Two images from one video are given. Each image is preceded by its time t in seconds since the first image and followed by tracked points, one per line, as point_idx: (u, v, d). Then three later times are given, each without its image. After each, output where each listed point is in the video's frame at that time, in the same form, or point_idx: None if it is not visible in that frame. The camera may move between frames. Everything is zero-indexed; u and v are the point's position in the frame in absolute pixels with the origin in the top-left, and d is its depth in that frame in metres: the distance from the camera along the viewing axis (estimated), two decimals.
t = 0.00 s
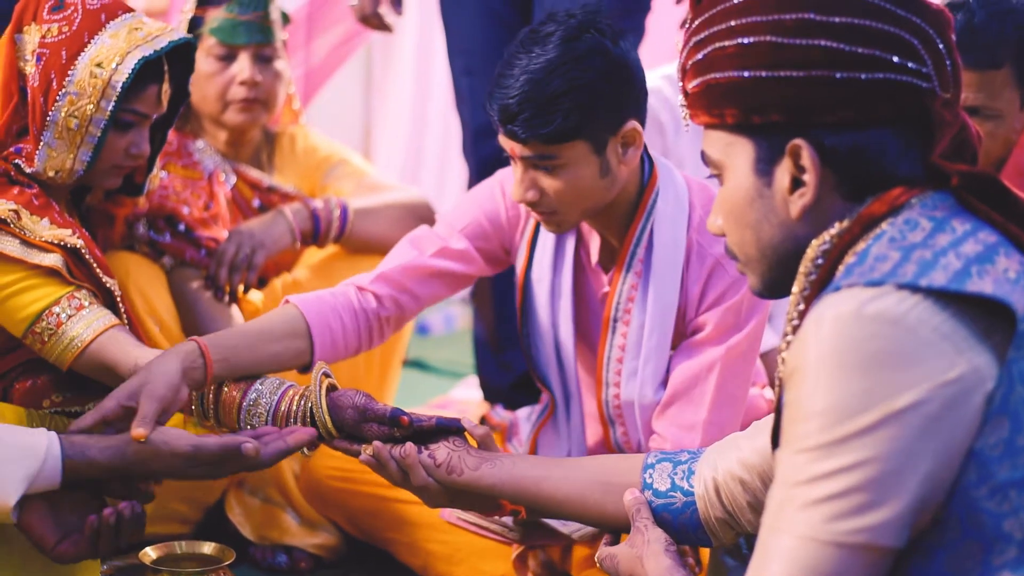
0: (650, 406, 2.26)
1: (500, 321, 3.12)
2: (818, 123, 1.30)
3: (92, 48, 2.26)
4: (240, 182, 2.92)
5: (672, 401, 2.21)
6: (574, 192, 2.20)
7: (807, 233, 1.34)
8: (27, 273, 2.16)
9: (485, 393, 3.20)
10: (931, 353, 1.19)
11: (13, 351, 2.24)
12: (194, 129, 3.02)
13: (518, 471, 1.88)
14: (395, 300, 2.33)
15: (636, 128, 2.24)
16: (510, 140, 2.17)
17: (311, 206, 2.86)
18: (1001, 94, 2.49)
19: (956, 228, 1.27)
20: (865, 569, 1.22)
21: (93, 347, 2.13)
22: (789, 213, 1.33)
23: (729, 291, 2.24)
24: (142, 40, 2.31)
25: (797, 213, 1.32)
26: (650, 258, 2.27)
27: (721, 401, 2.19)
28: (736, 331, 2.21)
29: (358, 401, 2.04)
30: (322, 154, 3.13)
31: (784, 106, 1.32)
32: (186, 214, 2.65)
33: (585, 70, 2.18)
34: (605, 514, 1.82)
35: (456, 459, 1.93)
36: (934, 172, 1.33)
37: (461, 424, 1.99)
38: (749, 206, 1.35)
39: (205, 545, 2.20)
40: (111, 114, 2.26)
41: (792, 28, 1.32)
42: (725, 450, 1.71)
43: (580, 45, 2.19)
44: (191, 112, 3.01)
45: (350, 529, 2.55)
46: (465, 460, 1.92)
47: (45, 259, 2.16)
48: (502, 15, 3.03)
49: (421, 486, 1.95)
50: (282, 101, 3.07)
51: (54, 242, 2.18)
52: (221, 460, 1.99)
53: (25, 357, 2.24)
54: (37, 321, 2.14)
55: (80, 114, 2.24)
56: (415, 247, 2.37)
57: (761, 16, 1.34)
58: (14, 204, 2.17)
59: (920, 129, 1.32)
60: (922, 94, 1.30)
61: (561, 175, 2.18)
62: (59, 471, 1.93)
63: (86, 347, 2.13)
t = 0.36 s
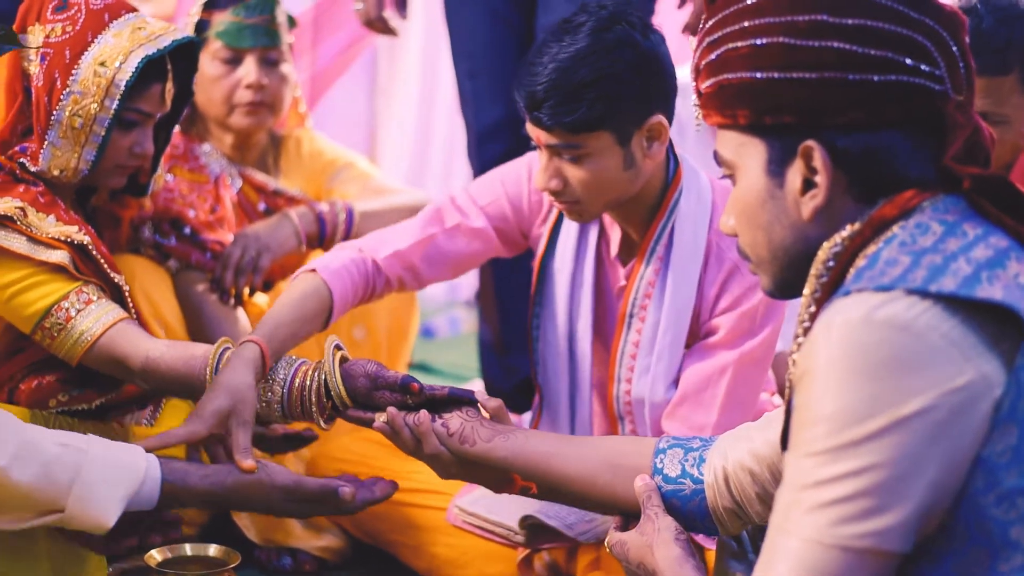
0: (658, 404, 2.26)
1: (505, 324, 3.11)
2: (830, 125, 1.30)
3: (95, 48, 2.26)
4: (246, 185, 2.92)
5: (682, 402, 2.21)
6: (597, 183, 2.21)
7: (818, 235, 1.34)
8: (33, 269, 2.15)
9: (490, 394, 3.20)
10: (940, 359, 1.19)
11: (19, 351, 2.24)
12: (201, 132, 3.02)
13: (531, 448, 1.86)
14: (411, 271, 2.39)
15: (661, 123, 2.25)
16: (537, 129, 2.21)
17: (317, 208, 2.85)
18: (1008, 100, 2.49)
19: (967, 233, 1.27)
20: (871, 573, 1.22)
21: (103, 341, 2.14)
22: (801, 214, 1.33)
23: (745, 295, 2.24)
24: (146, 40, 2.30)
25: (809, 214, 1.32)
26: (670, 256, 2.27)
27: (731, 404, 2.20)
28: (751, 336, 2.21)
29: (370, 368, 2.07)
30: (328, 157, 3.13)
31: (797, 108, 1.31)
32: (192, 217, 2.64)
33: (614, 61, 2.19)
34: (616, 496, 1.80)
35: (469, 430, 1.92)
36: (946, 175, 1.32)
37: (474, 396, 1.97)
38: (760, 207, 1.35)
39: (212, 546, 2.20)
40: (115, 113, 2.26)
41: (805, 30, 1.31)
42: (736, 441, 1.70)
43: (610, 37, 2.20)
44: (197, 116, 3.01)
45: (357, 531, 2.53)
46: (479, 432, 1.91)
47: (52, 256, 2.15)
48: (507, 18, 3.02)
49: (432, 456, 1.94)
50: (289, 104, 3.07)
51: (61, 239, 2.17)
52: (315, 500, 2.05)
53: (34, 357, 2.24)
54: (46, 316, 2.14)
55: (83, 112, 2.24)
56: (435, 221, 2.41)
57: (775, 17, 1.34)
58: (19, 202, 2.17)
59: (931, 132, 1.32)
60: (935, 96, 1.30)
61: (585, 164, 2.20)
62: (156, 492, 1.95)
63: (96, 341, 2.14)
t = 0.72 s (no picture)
0: (671, 394, 2.26)
1: (515, 327, 3.09)
2: (845, 126, 1.28)
3: (106, 47, 2.25)
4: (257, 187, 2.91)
5: (693, 393, 2.20)
6: (604, 164, 2.22)
7: (832, 236, 1.33)
8: (44, 268, 2.13)
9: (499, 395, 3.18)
10: (956, 365, 1.17)
11: (30, 351, 2.24)
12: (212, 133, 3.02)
13: (539, 448, 1.85)
14: (432, 260, 2.42)
15: (668, 109, 2.24)
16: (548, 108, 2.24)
17: (328, 211, 2.85)
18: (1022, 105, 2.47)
19: (982, 237, 1.25)
20: None
21: (112, 338, 2.13)
22: (815, 216, 1.32)
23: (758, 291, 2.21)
24: (156, 39, 2.30)
25: (823, 215, 1.31)
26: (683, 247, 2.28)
27: (739, 402, 2.19)
28: (762, 332, 2.19)
29: (378, 367, 2.08)
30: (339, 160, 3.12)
31: (812, 109, 1.30)
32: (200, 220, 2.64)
33: (621, 43, 2.19)
34: (623, 495, 1.78)
35: (477, 431, 1.91)
36: (962, 178, 1.30)
37: (482, 396, 1.97)
38: (774, 208, 1.34)
39: (221, 548, 2.19)
40: (125, 113, 2.25)
41: (822, 30, 1.30)
42: (747, 441, 1.68)
43: (619, 20, 2.20)
44: (208, 117, 3.00)
45: (367, 533, 2.52)
46: (487, 433, 1.90)
47: (62, 254, 2.13)
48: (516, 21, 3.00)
49: (441, 457, 1.94)
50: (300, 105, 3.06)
51: (71, 237, 2.16)
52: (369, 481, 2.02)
53: (45, 356, 2.23)
54: (55, 314, 2.13)
55: (94, 112, 2.22)
56: (457, 212, 2.43)
57: (792, 17, 1.32)
58: (30, 202, 2.15)
59: (947, 134, 1.30)
60: (951, 99, 1.28)
61: (593, 145, 2.21)
62: (215, 487, 1.88)
63: (105, 339, 2.13)
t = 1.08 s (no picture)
0: (682, 387, 2.25)
1: (529, 333, 3.08)
2: (859, 132, 1.28)
3: (123, 51, 2.26)
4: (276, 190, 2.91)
5: (703, 388, 2.19)
6: (611, 155, 2.22)
7: (848, 241, 1.32)
8: (59, 272, 2.12)
9: (513, 398, 3.18)
10: (973, 373, 1.17)
11: (42, 352, 2.22)
12: (229, 136, 3.02)
13: (552, 456, 1.85)
14: (474, 285, 2.58)
15: (671, 101, 2.24)
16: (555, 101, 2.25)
17: (347, 215, 2.79)
18: None
19: (999, 242, 1.24)
20: None
21: (126, 343, 2.13)
22: (830, 221, 1.32)
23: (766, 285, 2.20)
24: (174, 43, 2.30)
25: (838, 221, 1.31)
26: (692, 241, 2.28)
27: (750, 396, 2.17)
28: (771, 327, 2.18)
29: (389, 379, 2.04)
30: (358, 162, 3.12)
31: (826, 115, 1.30)
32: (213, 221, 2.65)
33: (624, 38, 2.20)
34: (637, 503, 1.78)
35: (491, 441, 1.91)
36: (977, 184, 1.29)
37: (494, 406, 1.96)
38: (789, 213, 1.33)
39: (236, 550, 2.20)
40: (142, 117, 2.25)
41: (837, 35, 1.30)
42: (760, 446, 1.67)
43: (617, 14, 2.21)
44: (226, 120, 3.00)
45: (379, 532, 2.53)
46: (501, 443, 1.90)
47: (76, 259, 2.13)
48: (534, 25, 2.99)
49: (455, 468, 1.94)
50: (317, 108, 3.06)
51: (85, 242, 2.15)
52: (389, 476, 1.98)
53: (58, 359, 2.23)
54: (69, 319, 2.13)
55: (111, 116, 2.23)
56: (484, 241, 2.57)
57: (807, 22, 1.32)
58: (45, 205, 2.15)
59: (963, 139, 1.29)
60: (967, 104, 1.27)
61: (597, 138, 2.22)
62: (241, 473, 1.87)
63: (120, 344, 2.13)
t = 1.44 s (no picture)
0: (694, 381, 2.25)
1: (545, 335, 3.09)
2: (877, 137, 1.28)
3: (143, 53, 2.26)
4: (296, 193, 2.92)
5: (714, 386, 2.19)
6: (630, 152, 2.21)
7: (865, 246, 1.32)
8: (75, 274, 2.12)
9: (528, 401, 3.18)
10: (990, 377, 1.17)
11: (58, 352, 2.23)
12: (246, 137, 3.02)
13: (565, 458, 1.85)
14: (464, 259, 2.53)
15: (689, 91, 2.25)
16: (572, 101, 2.24)
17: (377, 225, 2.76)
18: None
19: (1017, 247, 1.24)
20: None
21: (142, 346, 2.14)
22: (848, 225, 1.32)
23: (775, 281, 2.20)
24: (194, 46, 2.31)
25: (856, 225, 1.31)
26: (702, 237, 2.28)
27: (762, 393, 2.16)
28: (781, 322, 2.17)
29: (403, 384, 2.03)
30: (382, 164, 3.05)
31: (845, 120, 1.30)
32: (245, 232, 2.60)
33: (637, 30, 2.23)
34: (651, 505, 1.78)
35: (507, 443, 1.91)
36: (996, 190, 1.29)
37: (509, 408, 1.97)
38: (806, 217, 1.33)
39: (253, 550, 2.20)
40: (161, 119, 2.25)
41: (856, 39, 1.29)
42: (777, 449, 1.67)
43: (630, 8, 2.24)
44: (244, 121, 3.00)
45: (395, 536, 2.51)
46: (517, 445, 1.90)
47: (92, 261, 2.13)
48: (553, 27, 2.98)
49: (471, 471, 1.94)
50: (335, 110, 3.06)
51: (102, 244, 2.15)
52: (407, 475, 1.98)
53: (74, 358, 2.23)
54: (85, 321, 2.12)
55: (131, 118, 2.23)
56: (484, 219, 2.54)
57: (827, 26, 1.32)
58: (63, 206, 2.15)
59: (981, 144, 1.28)
60: (986, 109, 1.27)
61: (618, 134, 2.21)
62: (258, 470, 1.88)
63: (135, 347, 2.14)
